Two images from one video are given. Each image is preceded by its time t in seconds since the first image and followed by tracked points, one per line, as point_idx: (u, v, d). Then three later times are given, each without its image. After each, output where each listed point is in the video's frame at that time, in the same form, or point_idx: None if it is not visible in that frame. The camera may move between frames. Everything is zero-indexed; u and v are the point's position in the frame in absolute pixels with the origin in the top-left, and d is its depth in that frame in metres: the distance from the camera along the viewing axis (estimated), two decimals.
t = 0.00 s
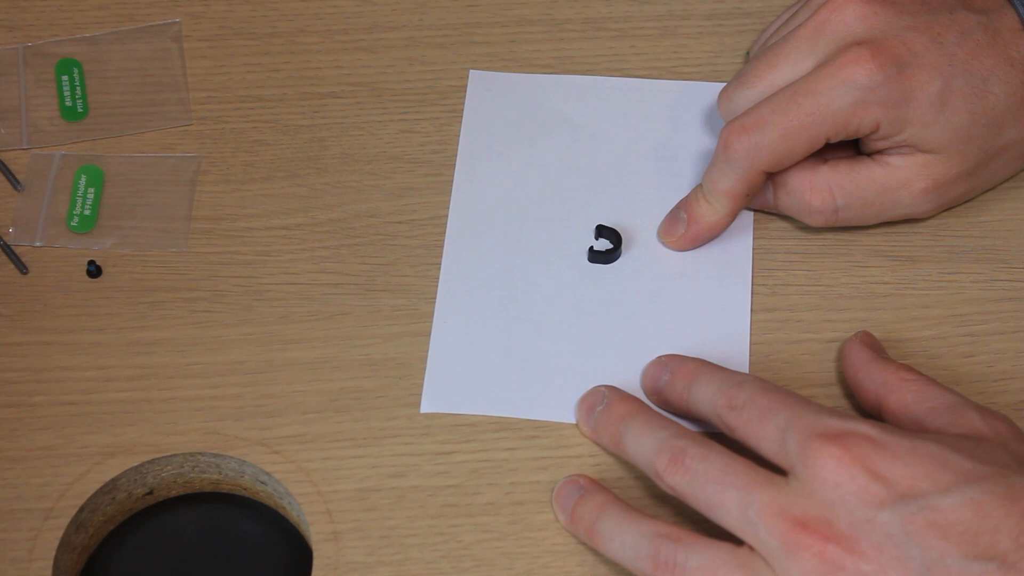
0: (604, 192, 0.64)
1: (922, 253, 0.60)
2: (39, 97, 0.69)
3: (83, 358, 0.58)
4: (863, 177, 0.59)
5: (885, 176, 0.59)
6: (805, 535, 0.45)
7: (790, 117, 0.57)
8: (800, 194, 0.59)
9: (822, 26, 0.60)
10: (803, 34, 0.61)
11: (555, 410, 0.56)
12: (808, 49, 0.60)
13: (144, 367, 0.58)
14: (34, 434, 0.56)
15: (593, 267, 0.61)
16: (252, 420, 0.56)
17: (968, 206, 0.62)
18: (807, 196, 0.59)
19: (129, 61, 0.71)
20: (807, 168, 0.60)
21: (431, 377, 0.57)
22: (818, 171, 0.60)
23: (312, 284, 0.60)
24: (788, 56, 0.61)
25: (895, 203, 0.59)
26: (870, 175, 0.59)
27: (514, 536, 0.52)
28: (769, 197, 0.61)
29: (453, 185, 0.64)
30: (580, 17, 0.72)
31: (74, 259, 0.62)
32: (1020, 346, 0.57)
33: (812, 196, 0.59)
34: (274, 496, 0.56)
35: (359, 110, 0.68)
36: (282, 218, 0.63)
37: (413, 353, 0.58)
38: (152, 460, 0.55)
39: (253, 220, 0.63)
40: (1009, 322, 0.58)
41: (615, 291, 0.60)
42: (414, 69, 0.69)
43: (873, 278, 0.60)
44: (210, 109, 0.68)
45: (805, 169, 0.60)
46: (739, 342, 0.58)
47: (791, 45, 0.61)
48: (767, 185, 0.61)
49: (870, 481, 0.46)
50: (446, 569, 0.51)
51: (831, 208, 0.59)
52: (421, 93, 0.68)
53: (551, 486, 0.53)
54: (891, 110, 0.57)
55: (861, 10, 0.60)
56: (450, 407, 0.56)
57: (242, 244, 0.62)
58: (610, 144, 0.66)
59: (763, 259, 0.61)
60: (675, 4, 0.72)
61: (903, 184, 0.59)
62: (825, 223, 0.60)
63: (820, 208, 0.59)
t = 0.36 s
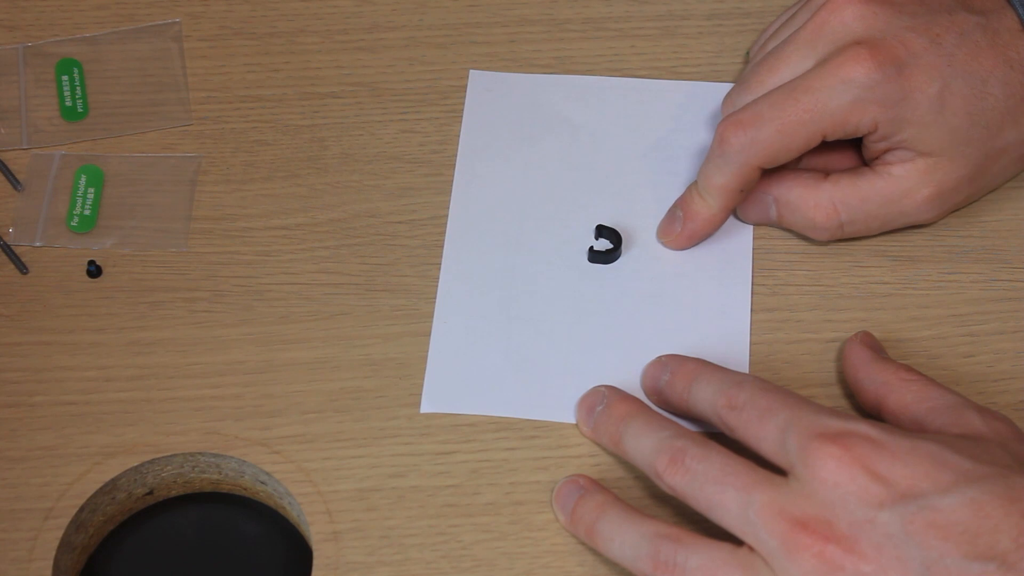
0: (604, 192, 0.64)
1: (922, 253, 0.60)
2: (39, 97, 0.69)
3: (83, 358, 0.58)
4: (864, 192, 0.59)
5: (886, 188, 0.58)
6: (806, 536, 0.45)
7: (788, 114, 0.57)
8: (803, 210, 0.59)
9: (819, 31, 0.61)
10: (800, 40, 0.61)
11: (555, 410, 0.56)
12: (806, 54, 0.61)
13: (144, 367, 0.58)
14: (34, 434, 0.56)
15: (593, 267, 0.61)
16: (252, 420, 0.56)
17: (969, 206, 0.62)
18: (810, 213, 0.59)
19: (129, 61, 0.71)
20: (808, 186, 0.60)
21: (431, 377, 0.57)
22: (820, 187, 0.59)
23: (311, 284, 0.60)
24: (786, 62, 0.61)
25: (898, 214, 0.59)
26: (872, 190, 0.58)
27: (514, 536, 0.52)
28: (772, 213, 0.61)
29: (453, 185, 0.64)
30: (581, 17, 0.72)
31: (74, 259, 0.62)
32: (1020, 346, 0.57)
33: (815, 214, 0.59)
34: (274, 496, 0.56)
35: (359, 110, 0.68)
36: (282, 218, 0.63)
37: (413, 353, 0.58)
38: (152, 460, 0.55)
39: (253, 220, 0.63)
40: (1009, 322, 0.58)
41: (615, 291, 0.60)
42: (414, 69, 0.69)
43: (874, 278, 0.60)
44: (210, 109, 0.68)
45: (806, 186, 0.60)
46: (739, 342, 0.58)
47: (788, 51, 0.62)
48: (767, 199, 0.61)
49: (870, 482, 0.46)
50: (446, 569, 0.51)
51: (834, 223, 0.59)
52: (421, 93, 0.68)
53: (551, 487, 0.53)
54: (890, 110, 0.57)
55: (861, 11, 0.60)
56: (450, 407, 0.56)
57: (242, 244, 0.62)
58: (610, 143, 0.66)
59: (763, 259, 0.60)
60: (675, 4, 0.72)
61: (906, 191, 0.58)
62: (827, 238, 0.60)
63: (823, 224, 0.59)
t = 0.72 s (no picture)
0: (604, 192, 0.64)
1: (922, 253, 0.60)
2: (39, 97, 0.69)
3: (83, 358, 0.58)
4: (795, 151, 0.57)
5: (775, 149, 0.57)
6: (805, 535, 0.45)
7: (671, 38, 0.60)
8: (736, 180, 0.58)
9: (657, 22, 0.62)
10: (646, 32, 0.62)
11: (555, 410, 0.56)
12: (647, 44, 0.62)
13: (144, 367, 0.58)
14: (34, 434, 0.56)
15: (593, 267, 0.61)
16: (252, 420, 0.56)
17: (969, 205, 0.62)
18: (748, 183, 0.58)
19: (128, 61, 0.71)
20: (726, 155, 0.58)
21: (431, 377, 0.57)
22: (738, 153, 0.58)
23: (311, 284, 0.60)
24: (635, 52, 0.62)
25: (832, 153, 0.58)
26: (802, 151, 0.57)
27: (514, 536, 0.52)
28: (716, 200, 0.59)
29: (453, 185, 0.64)
30: (581, 17, 0.72)
31: (74, 259, 0.62)
32: (1020, 346, 0.57)
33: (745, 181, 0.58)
34: (274, 496, 0.56)
35: (359, 110, 0.68)
36: (282, 218, 0.63)
37: (413, 353, 0.58)
38: (152, 460, 0.55)
39: (253, 220, 0.63)
40: (1009, 322, 0.58)
41: (615, 291, 0.60)
42: (414, 69, 0.69)
43: (874, 278, 0.60)
44: (210, 109, 0.68)
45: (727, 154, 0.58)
46: (739, 341, 0.58)
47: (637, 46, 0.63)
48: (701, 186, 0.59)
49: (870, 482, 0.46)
50: (446, 569, 0.51)
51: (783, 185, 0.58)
52: (421, 93, 0.68)
53: (551, 486, 0.53)
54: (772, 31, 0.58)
55: None
56: (450, 407, 0.56)
57: (242, 244, 0.62)
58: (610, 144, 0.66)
59: (763, 259, 0.60)
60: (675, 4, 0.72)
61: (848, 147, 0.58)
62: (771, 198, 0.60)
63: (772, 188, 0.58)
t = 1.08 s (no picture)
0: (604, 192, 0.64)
1: (921, 253, 0.60)
2: (39, 97, 0.69)
3: (83, 358, 0.58)
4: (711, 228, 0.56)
5: (696, 226, 0.56)
6: (803, 535, 0.45)
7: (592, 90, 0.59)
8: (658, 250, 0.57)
9: (588, 68, 0.61)
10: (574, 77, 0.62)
11: (555, 410, 0.56)
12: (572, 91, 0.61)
13: (144, 367, 0.58)
14: (33, 434, 0.56)
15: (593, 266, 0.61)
16: (252, 420, 0.56)
17: (969, 206, 0.62)
18: (674, 255, 0.57)
19: (128, 61, 0.71)
20: (659, 228, 0.57)
21: (431, 377, 0.57)
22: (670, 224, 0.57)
23: (311, 284, 0.60)
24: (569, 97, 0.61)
25: (763, 228, 0.57)
26: (722, 226, 0.56)
27: (514, 536, 0.52)
28: (636, 269, 0.58)
29: (453, 185, 0.64)
30: (580, 17, 0.72)
31: (74, 259, 0.62)
32: (1020, 346, 0.57)
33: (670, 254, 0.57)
34: (274, 496, 0.56)
35: (359, 110, 0.68)
36: (282, 218, 0.63)
37: (413, 353, 0.58)
38: (152, 460, 0.55)
39: (253, 220, 0.63)
40: (1008, 322, 0.58)
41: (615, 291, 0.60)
42: (414, 68, 0.69)
43: (873, 278, 0.60)
44: (210, 109, 0.68)
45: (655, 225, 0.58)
46: (739, 341, 0.58)
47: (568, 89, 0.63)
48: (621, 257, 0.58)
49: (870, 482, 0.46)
50: (446, 569, 0.51)
51: (695, 258, 0.57)
52: (421, 93, 0.68)
53: (551, 487, 0.53)
54: (691, 86, 0.57)
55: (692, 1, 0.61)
56: (450, 406, 0.56)
57: (242, 244, 0.62)
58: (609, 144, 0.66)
59: (763, 259, 0.60)
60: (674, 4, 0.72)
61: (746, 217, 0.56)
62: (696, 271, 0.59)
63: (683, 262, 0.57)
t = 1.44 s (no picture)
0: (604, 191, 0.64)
1: (922, 253, 0.60)
2: (39, 97, 0.69)
3: (83, 358, 0.59)
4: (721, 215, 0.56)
5: (706, 213, 0.56)
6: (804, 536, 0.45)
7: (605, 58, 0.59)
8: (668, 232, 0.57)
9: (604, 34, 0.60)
10: (588, 42, 0.61)
11: (556, 410, 0.56)
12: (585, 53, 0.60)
13: (144, 367, 0.58)
14: (34, 434, 0.56)
15: (594, 266, 0.61)
16: (252, 420, 0.56)
17: (969, 205, 0.62)
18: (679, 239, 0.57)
19: (128, 61, 0.71)
20: (669, 215, 0.57)
21: (431, 377, 0.57)
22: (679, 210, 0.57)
23: (311, 284, 0.60)
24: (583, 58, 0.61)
25: (769, 218, 0.56)
26: (732, 215, 0.56)
27: (514, 536, 0.52)
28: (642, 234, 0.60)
29: (453, 185, 0.64)
30: (580, 17, 0.72)
31: (74, 259, 0.62)
32: (1020, 346, 0.57)
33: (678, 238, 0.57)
34: (274, 496, 0.56)
35: (359, 110, 0.68)
36: (282, 218, 0.63)
37: (413, 353, 0.58)
38: (152, 460, 0.55)
39: (253, 220, 0.63)
40: (1009, 322, 0.58)
41: (615, 291, 0.60)
42: (414, 68, 0.69)
43: (874, 278, 0.60)
44: (210, 109, 0.68)
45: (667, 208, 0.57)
46: (739, 341, 0.58)
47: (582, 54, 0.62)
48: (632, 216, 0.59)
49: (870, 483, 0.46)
50: (446, 569, 0.51)
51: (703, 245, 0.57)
52: (421, 94, 0.68)
53: (551, 487, 0.53)
54: (709, 63, 0.55)
55: None
56: (451, 407, 0.56)
57: (242, 244, 0.62)
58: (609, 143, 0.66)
59: (764, 258, 0.60)
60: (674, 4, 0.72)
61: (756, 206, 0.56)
62: (702, 261, 0.59)
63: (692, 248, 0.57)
